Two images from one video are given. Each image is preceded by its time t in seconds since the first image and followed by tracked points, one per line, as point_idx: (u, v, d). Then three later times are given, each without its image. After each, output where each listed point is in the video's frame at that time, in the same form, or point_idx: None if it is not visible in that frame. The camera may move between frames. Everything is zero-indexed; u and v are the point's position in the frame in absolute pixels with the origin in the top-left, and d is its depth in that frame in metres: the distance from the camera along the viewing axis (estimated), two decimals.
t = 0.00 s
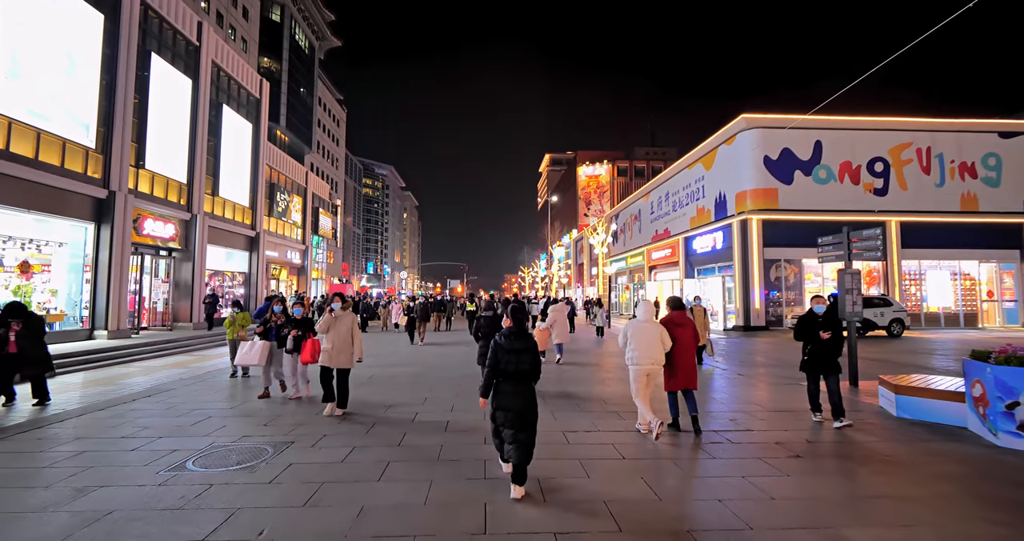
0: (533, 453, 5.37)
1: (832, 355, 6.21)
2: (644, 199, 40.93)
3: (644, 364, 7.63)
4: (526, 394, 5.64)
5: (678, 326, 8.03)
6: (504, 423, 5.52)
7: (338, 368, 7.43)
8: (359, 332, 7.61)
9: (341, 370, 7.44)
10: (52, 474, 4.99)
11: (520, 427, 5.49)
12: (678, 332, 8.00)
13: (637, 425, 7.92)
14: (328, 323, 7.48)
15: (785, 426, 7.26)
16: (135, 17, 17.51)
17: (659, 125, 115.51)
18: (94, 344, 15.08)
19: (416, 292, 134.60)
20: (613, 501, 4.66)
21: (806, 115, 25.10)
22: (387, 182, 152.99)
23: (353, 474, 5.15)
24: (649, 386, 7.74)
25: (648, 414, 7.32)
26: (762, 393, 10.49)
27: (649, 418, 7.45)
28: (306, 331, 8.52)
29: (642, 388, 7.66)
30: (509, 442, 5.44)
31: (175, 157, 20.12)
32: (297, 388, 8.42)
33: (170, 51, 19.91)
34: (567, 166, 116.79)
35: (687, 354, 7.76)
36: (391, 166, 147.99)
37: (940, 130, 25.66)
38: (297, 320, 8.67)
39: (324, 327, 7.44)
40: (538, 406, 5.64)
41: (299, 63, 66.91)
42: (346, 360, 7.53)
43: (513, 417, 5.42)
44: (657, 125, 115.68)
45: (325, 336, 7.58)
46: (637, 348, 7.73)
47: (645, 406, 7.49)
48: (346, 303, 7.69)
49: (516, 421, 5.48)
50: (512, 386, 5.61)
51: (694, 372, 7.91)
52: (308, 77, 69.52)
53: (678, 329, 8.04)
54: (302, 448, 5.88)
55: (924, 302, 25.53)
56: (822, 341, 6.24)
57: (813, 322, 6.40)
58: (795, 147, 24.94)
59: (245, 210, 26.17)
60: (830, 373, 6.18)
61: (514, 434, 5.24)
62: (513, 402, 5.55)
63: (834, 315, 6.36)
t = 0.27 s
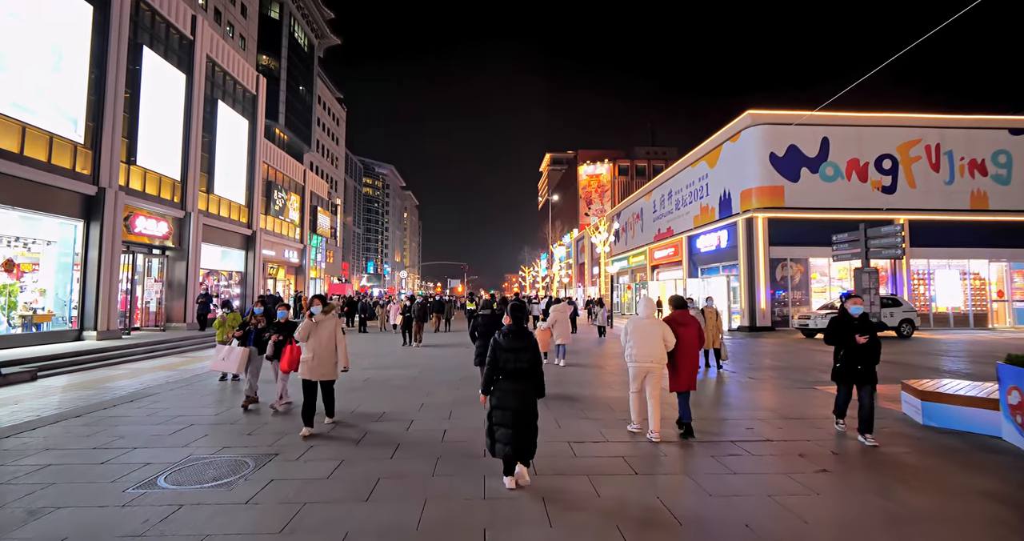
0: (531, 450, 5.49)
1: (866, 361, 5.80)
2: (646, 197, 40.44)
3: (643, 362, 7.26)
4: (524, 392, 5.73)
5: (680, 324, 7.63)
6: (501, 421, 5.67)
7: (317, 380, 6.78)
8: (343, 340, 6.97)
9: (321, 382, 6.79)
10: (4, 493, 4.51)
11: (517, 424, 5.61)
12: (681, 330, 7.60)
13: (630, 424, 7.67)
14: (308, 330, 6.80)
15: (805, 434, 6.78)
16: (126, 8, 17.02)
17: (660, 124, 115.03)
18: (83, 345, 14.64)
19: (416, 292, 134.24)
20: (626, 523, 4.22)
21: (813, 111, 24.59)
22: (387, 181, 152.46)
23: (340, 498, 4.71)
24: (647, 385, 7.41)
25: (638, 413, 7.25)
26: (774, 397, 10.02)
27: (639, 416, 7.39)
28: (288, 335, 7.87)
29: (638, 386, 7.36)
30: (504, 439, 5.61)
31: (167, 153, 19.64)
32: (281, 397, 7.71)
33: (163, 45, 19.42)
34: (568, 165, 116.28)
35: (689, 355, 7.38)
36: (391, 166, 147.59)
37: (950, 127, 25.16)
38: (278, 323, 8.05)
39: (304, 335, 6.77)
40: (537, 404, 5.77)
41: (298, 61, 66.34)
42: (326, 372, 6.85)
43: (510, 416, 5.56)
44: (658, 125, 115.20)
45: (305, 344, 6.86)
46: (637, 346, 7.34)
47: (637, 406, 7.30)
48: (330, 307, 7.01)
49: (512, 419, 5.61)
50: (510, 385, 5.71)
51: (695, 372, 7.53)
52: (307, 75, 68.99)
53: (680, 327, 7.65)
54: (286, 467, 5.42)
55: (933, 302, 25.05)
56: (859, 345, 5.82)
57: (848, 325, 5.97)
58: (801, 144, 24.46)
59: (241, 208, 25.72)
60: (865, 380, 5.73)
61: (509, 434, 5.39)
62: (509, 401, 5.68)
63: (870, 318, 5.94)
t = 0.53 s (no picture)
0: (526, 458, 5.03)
1: (906, 366, 5.36)
2: (648, 196, 39.99)
3: (641, 364, 6.97)
4: (524, 397, 5.31)
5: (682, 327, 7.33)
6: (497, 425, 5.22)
7: (297, 389, 5.71)
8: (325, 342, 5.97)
9: (302, 392, 5.73)
10: None
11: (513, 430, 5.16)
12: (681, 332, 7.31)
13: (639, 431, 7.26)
14: (283, 332, 5.80)
15: (828, 443, 6.31)
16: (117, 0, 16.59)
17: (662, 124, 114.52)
18: (71, 346, 14.22)
19: (417, 292, 133.91)
20: None
21: (820, 107, 24.12)
22: (388, 181, 152.07)
23: (321, 513, 4.18)
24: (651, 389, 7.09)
25: (644, 418, 6.88)
26: (788, 401, 9.54)
27: (649, 424, 6.99)
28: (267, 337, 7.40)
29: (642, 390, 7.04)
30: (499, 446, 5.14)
31: (160, 150, 19.21)
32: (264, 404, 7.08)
33: (156, 39, 19.01)
34: (569, 164, 115.84)
35: (691, 358, 7.05)
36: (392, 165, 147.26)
37: (960, 123, 24.67)
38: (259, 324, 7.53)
39: (278, 337, 5.74)
40: (538, 409, 5.29)
41: (298, 60, 65.90)
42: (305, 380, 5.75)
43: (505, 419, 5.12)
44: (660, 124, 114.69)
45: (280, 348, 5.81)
46: (633, 348, 7.10)
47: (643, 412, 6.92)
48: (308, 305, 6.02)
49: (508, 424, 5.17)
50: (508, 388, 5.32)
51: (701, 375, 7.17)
52: (307, 73, 68.60)
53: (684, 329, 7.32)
54: (265, 477, 4.88)
55: (942, 302, 24.54)
56: (898, 349, 5.38)
57: (884, 326, 5.52)
58: (808, 141, 23.99)
59: (237, 206, 25.31)
60: (905, 387, 5.34)
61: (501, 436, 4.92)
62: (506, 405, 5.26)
63: (907, 318, 5.50)
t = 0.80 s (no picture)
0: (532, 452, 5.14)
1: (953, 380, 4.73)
2: (649, 194, 39.54)
3: (641, 364, 6.74)
4: (526, 393, 5.32)
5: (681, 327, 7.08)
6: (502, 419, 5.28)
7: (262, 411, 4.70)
8: (299, 353, 5.01)
9: (268, 413, 4.72)
10: None
11: (517, 425, 5.21)
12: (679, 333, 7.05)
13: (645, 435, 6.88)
14: (249, 339, 4.90)
15: (853, 453, 5.83)
16: None
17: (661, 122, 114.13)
18: (54, 348, 13.70)
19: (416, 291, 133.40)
20: None
21: (824, 102, 23.67)
22: (387, 180, 151.43)
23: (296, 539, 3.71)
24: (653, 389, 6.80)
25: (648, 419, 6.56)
26: (802, 403, 9.05)
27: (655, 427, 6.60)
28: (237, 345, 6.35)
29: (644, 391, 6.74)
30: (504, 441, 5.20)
31: (149, 145, 18.68)
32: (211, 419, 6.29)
33: (145, 31, 18.51)
34: (568, 163, 115.36)
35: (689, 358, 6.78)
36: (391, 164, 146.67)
37: (966, 119, 24.25)
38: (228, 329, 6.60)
39: (243, 345, 4.84)
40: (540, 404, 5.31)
41: (295, 57, 65.26)
42: (273, 399, 4.76)
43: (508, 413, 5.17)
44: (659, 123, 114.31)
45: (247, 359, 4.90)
46: (631, 348, 6.89)
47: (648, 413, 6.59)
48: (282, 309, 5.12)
49: (513, 420, 5.20)
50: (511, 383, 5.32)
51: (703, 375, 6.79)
52: (304, 71, 67.98)
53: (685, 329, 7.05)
54: (234, 497, 4.40)
55: (949, 301, 24.11)
56: (944, 362, 4.72)
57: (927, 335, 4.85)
58: (812, 137, 23.55)
59: (230, 204, 24.80)
60: (951, 404, 4.68)
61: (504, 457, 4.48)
62: (510, 401, 5.27)
63: (950, 324, 4.87)
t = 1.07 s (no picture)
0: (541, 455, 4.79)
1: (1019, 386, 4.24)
2: (652, 192, 39.04)
3: (642, 367, 6.42)
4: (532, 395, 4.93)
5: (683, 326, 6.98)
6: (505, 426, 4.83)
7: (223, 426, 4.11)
8: (262, 356, 4.24)
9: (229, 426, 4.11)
10: None
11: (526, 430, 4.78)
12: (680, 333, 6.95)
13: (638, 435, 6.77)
14: (204, 343, 4.20)
15: (885, 466, 5.35)
16: None
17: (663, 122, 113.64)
18: (41, 349, 13.26)
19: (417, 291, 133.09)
20: None
21: (833, 98, 23.16)
22: (388, 179, 151.10)
23: None
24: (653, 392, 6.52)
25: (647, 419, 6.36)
26: (820, 408, 8.56)
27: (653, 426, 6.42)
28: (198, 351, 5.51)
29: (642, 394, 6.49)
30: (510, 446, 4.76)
31: (142, 141, 18.28)
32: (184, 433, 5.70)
33: (138, 25, 18.11)
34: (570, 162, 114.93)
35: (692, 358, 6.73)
36: (393, 164, 146.48)
37: (978, 115, 23.72)
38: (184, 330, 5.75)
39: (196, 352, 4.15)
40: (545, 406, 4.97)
41: (295, 56, 64.91)
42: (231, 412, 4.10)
43: (511, 418, 4.72)
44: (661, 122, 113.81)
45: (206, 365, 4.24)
46: (632, 351, 6.54)
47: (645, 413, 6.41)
48: (241, 304, 4.32)
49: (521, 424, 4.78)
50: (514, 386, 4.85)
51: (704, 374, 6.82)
52: (304, 70, 67.64)
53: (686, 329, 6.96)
54: (203, 518, 3.96)
55: (960, 301, 23.58)
56: (1010, 364, 4.24)
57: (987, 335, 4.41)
58: (820, 133, 23.04)
59: (227, 203, 24.39)
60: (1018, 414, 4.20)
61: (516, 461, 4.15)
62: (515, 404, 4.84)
63: (1013, 323, 4.41)
